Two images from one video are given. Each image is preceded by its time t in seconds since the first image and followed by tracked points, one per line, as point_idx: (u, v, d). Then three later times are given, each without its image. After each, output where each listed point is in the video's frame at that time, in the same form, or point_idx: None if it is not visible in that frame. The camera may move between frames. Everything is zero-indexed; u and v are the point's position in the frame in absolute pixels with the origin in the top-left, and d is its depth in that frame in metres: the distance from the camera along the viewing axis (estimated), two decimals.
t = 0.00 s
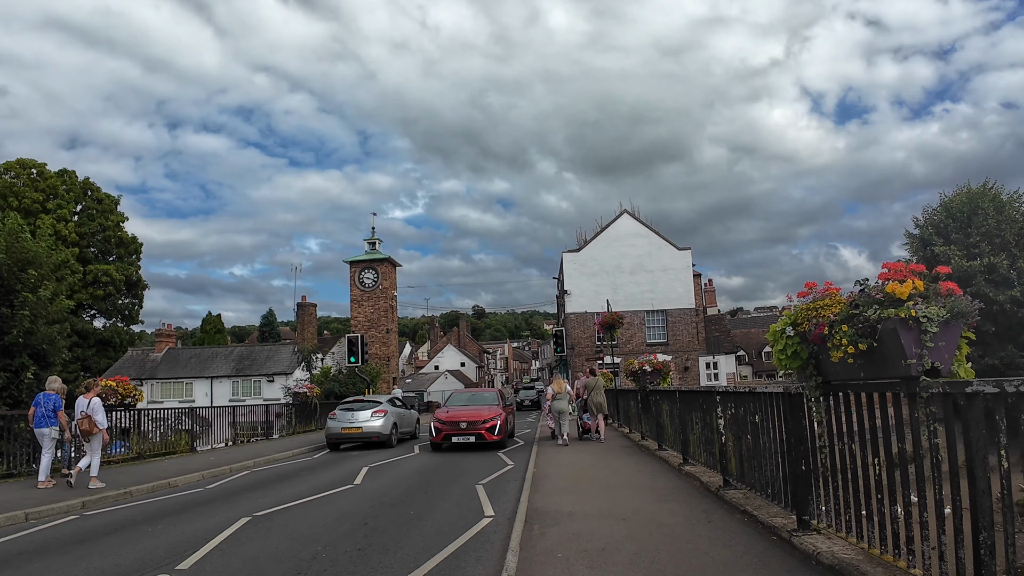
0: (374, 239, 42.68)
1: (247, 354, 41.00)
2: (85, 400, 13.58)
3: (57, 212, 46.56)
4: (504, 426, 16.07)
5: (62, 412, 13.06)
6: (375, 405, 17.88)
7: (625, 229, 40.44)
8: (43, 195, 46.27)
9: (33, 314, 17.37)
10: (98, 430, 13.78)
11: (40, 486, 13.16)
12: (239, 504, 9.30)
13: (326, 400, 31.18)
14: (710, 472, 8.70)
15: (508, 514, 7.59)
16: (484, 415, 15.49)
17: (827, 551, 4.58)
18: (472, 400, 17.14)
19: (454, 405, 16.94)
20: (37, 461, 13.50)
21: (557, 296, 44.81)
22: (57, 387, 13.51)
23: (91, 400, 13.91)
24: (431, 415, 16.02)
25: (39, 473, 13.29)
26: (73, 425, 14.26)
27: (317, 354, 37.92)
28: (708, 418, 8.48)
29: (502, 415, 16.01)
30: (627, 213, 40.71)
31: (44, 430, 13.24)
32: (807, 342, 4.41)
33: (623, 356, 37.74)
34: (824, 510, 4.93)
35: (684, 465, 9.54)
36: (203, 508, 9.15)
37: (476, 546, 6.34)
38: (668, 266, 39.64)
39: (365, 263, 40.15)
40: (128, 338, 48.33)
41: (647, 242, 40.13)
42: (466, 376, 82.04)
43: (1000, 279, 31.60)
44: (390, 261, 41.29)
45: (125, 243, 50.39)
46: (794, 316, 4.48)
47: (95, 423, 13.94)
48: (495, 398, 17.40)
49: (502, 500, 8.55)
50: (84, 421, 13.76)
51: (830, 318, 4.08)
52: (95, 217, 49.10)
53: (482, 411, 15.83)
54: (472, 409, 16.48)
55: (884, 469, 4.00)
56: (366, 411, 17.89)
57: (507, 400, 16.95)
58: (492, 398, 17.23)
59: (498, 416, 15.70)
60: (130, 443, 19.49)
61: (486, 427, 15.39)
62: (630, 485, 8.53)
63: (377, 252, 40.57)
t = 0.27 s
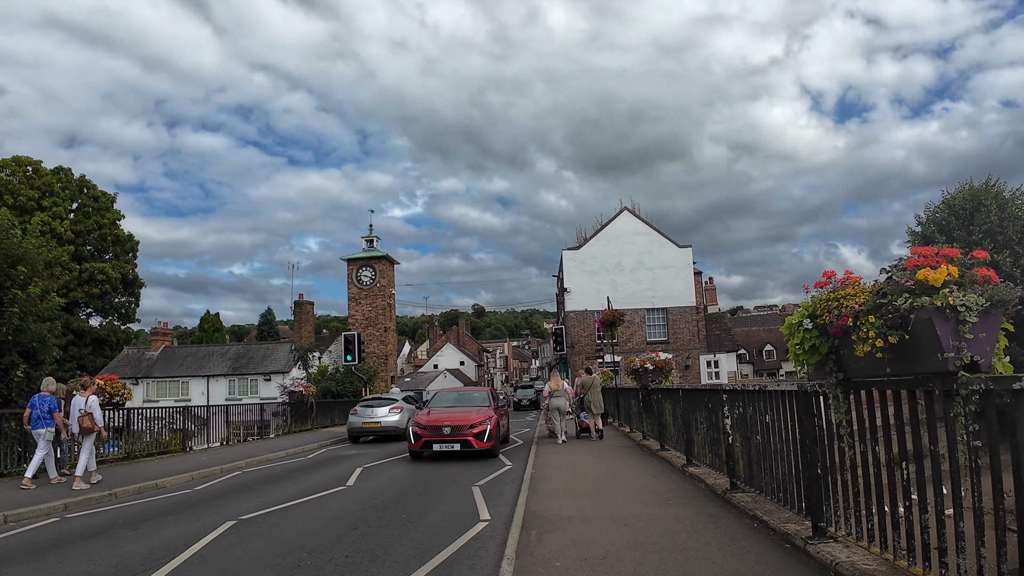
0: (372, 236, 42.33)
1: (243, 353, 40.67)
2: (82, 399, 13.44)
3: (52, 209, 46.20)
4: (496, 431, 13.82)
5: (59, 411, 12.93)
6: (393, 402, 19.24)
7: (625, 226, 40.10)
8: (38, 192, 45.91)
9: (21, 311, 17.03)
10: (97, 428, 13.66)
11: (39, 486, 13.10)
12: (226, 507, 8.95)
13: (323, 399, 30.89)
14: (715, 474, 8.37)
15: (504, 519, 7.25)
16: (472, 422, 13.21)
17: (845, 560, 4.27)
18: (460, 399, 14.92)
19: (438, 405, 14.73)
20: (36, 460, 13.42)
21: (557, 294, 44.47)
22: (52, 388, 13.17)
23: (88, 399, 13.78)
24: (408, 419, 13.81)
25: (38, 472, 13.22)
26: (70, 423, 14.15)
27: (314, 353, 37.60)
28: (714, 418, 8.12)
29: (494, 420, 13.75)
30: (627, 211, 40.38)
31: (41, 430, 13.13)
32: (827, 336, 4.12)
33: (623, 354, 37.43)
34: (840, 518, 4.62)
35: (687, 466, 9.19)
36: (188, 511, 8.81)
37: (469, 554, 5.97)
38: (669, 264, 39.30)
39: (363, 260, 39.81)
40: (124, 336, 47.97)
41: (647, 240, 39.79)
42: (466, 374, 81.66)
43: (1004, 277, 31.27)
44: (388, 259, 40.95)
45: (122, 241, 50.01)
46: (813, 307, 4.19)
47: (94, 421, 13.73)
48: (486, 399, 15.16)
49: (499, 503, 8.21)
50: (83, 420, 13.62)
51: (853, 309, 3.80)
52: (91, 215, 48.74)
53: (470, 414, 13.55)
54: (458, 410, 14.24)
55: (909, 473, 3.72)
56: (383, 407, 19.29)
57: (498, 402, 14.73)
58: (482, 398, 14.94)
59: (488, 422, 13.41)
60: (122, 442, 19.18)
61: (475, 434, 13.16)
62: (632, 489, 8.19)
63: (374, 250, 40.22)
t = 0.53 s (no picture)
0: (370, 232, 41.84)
1: (239, 350, 40.24)
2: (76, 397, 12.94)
3: (48, 205, 45.72)
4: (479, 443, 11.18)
5: (51, 409, 12.49)
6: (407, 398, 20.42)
7: (626, 222, 39.62)
8: (34, 188, 45.43)
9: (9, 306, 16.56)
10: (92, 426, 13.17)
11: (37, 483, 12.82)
12: (206, 510, 8.49)
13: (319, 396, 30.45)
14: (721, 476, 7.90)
15: (497, 525, 6.80)
16: (450, 430, 10.61)
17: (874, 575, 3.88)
18: (440, 398, 12.34)
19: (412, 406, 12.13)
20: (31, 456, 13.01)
21: (556, 291, 44.02)
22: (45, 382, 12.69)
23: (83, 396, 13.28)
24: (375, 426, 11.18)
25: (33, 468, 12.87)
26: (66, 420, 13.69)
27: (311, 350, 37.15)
28: (717, 418, 7.67)
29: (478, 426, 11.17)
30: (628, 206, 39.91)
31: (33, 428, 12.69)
32: (856, 324, 3.73)
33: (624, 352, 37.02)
34: (864, 527, 4.23)
35: (692, 467, 8.71)
36: (167, 514, 8.35)
37: (458, 564, 5.49)
38: (670, 260, 38.84)
39: (360, 257, 39.34)
40: (121, 334, 47.51)
41: (648, 236, 39.33)
42: (465, 372, 81.21)
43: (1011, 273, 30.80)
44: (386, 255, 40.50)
45: (118, 238, 49.51)
46: (839, 293, 3.83)
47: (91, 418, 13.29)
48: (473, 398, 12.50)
49: (492, 507, 7.75)
50: (79, 418, 13.16)
51: (891, 293, 3.44)
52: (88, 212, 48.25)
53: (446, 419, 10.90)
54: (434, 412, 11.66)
55: (951, 477, 3.37)
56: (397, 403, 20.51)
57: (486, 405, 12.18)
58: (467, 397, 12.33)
59: (470, 433, 10.78)
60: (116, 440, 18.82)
61: (452, 446, 10.50)
62: (635, 493, 7.71)
63: (372, 246, 39.74)
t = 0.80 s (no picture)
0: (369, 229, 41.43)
1: (237, 348, 39.90)
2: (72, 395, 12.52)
3: (45, 202, 45.29)
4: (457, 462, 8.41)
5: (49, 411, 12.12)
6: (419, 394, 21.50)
7: (627, 219, 39.22)
8: (31, 185, 45.00)
9: None
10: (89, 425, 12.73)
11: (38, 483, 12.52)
12: (190, 516, 8.13)
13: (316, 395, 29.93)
14: (728, 482, 7.58)
15: (493, 533, 6.50)
16: (413, 448, 7.75)
17: None
18: (412, 398, 9.64)
19: (376, 408, 9.45)
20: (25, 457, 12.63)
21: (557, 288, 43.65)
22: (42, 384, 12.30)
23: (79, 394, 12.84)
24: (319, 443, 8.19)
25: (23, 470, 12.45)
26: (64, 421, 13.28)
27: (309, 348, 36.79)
28: (725, 422, 7.34)
29: (455, 439, 8.37)
30: (629, 203, 39.50)
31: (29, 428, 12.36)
32: (893, 323, 3.75)
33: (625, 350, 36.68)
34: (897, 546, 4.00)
35: (698, 472, 8.37)
36: (149, 521, 7.99)
37: None
38: (671, 258, 38.47)
39: (359, 254, 38.95)
40: (118, 331, 47.12)
41: (650, 233, 38.94)
42: (465, 370, 80.81)
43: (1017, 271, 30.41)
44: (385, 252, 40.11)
45: (116, 235, 49.09)
46: (873, 289, 3.85)
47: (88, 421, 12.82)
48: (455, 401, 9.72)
49: (489, 514, 7.46)
50: (74, 416, 12.73)
51: (941, 288, 3.45)
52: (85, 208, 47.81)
53: (411, 429, 8.11)
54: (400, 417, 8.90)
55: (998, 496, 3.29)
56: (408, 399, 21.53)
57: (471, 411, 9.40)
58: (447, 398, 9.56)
59: (441, 452, 7.95)
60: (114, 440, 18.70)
61: (414, 470, 7.66)
62: (639, 500, 7.37)
63: (371, 243, 39.35)
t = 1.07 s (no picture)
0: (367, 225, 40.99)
1: (233, 345, 39.52)
2: (69, 393, 12.09)
3: (41, 198, 44.82)
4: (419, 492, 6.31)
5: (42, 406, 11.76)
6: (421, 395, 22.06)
7: (628, 215, 38.79)
8: (27, 181, 44.55)
9: None
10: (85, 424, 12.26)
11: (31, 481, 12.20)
12: (169, 518, 7.75)
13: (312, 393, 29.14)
14: (737, 483, 7.14)
15: (488, 539, 6.10)
16: (352, 472, 5.68)
17: None
18: (369, 398, 7.75)
19: (317, 419, 7.39)
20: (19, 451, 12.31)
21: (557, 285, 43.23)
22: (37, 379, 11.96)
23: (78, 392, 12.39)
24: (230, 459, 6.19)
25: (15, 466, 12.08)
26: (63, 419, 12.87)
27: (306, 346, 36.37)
28: (735, 420, 6.90)
29: (415, 458, 6.33)
30: (630, 199, 39.06)
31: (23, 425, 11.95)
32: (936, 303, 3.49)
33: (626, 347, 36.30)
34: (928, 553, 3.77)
35: (704, 472, 7.95)
36: (124, 523, 7.60)
37: None
38: (673, 254, 38.04)
39: (357, 250, 38.52)
40: (115, 329, 46.70)
41: (651, 229, 38.51)
42: (464, 368, 80.38)
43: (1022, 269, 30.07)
44: (383, 248, 39.69)
45: (113, 232, 48.61)
46: (916, 267, 3.58)
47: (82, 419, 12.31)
48: (421, 409, 7.67)
49: (483, 518, 7.06)
50: (70, 416, 12.29)
51: (1005, 260, 3.14)
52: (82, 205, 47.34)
53: (350, 448, 6.01)
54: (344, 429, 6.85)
55: None
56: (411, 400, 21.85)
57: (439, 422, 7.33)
58: (409, 407, 7.49)
59: (392, 475, 5.88)
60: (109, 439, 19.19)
61: (353, 502, 5.58)
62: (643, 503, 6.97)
63: (369, 239, 38.91)
